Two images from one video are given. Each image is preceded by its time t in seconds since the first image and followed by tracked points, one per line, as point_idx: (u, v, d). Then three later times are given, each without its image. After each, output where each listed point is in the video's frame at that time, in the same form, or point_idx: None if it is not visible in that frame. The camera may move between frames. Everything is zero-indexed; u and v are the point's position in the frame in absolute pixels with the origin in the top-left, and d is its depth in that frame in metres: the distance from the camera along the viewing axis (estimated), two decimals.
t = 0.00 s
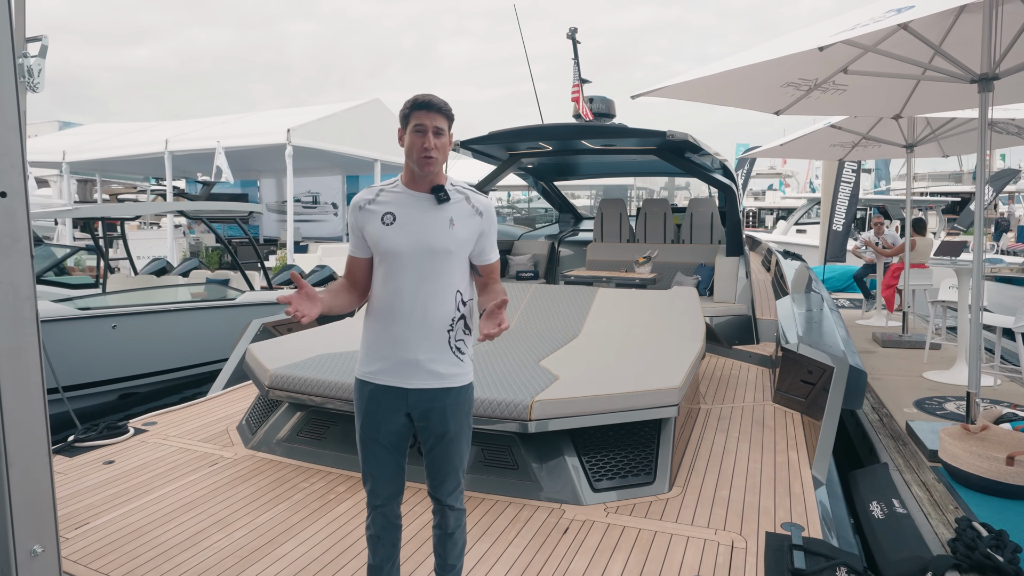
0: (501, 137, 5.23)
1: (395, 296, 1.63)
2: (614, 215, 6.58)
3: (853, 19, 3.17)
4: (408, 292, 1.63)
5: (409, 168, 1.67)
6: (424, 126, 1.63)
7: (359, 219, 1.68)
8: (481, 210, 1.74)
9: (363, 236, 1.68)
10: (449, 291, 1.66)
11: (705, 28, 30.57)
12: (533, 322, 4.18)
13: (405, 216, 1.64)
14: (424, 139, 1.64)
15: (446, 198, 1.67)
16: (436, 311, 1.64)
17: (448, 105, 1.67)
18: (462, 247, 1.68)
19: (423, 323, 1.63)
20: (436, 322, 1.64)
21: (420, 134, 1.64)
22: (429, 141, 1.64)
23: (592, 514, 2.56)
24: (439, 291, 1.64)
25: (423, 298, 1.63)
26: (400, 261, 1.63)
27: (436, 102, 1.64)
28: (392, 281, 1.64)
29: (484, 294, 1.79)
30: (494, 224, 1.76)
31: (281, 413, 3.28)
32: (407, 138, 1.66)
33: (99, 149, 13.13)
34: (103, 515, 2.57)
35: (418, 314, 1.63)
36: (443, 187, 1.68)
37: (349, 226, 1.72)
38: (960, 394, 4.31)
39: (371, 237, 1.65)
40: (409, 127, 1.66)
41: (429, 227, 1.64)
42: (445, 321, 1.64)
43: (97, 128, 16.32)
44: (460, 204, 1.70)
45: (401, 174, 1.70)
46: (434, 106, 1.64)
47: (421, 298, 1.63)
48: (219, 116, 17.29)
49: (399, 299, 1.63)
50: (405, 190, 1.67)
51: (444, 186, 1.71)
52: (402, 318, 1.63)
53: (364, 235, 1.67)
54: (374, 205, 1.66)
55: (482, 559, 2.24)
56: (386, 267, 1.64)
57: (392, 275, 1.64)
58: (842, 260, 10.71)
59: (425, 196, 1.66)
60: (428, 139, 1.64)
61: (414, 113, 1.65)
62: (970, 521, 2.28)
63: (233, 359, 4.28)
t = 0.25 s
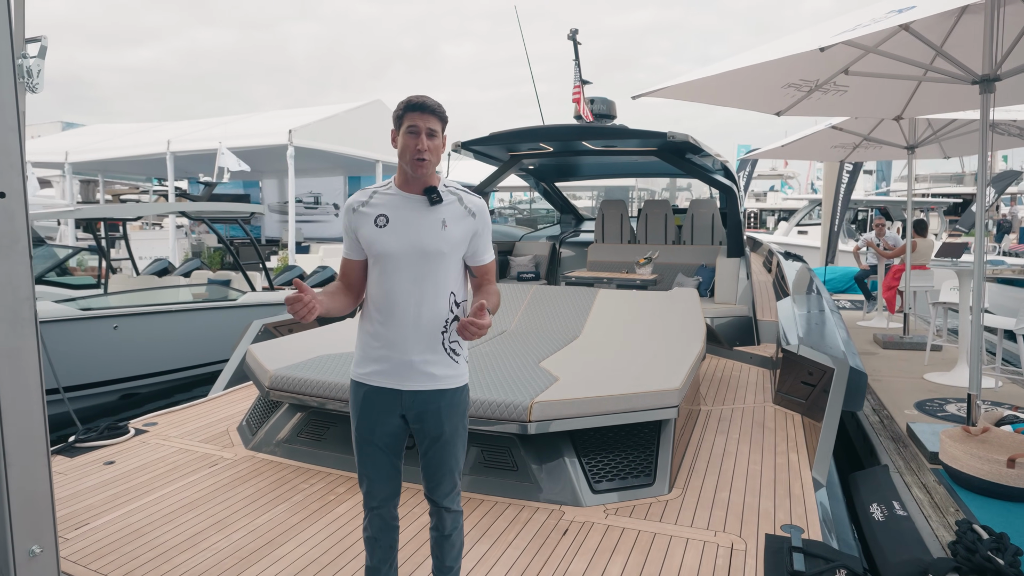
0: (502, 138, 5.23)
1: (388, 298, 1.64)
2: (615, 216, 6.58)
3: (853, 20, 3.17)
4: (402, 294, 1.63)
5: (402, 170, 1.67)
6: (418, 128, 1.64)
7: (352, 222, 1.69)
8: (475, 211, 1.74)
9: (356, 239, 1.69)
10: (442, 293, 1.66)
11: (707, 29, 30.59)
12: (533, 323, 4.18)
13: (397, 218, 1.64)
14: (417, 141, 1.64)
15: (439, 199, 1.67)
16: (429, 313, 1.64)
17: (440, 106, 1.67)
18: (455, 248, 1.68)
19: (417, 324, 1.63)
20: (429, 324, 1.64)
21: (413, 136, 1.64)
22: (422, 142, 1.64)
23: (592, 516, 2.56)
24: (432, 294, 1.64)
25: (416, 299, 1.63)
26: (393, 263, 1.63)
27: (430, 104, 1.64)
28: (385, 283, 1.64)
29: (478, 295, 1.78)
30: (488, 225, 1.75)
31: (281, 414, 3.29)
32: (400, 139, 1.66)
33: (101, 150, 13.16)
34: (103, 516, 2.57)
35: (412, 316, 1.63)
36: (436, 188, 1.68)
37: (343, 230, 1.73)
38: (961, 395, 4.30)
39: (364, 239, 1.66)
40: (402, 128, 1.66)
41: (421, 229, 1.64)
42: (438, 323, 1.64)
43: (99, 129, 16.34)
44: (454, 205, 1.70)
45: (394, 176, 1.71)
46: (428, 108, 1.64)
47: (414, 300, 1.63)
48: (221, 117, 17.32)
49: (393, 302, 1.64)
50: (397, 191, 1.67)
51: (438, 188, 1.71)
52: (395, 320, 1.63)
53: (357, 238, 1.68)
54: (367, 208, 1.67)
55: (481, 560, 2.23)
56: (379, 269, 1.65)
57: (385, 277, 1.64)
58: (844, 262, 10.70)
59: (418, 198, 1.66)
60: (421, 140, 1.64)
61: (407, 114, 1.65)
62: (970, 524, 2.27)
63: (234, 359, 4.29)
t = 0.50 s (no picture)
0: (508, 140, 5.23)
1: (387, 301, 1.64)
2: (622, 218, 6.57)
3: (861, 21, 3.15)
4: (401, 296, 1.64)
5: (402, 172, 1.67)
6: (419, 131, 1.64)
7: (352, 224, 1.70)
8: (474, 213, 1.72)
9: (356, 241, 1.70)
10: (441, 297, 1.65)
11: (714, 31, 30.53)
12: (538, 324, 4.18)
13: (396, 221, 1.64)
14: (418, 143, 1.64)
15: (437, 202, 1.66)
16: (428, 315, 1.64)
17: (441, 109, 1.68)
18: (454, 250, 1.67)
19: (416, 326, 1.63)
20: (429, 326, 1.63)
21: (415, 139, 1.64)
22: (424, 145, 1.64)
23: (596, 519, 2.55)
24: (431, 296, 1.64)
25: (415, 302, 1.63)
26: (391, 266, 1.64)
27: (431, 107, 1.65)
28: (384, 286, 1.65)
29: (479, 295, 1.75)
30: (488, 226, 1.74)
31: (287, 416, 3.30)
32: (401, 142, 1.66)
33: (111, 152, 13.27)
34: (108, 516, 2.58)
35: (410, 318, 1.63)
36: (434, 191, 1.67)
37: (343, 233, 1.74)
38: (971, 399, 4.26)
39: (363, 242, 1.67)
40: (403, 130, 1.67)
41: (420, 231, 1.64)
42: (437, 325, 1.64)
43: (109, 132, 16.47)
44: (452, 208, 1.69)
45: (395, 178, 1.71)
46: (429, 110, 1.64)
47: (413, 302, 1.63)
48: (230, 120, 17.42)
49: (392, 304, 1.64)
50: (396, 194, 1.67)
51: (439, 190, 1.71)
52: (394, 322, 1.64)
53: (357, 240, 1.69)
54: (367, 211, 1.67)
55: (484, 563, 2.23)
56: (379, 272, 1.65)
57: (384, 280, 1.65)
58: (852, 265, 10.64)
59: (417, 200, 1.66)
60: (421, 143, 1.64)
61: (409, 117, 1.65)
62: (979, 529, 2.23)
63: (240, 361, 4.31)
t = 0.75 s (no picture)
0: (516, 142, 5.23)
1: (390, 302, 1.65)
2: (631, 220, 6.55)
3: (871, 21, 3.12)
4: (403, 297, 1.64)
5: (403, 173, 1.68)
6: (418, 131, 1.64)
7: (355, 225, 1.71)
8: (476, 214, 1.72)
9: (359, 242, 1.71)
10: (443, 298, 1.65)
11: (724, 33, 30.40)
12: (546, 326, 4.17)
13: (398, 222, 1.65)
14: (417, 144, 1.64)
15: (439, 203, 1.66)
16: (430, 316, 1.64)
17: (440, 109, 1.69)
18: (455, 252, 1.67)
19: (418, 327, 1.63)
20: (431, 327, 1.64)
21: (414, 139, 1.65)
22: (423, 145, 1.64)
23: (603, 521, 2.54)
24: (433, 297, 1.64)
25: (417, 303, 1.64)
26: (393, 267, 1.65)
27: (430, 108, 1.66)
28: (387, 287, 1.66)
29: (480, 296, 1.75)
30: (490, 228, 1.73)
31: (295, 417, 3.31)
32: (401, 142, 1.66)
33: (124, 154, 13.40)
34: (117, 516, 2.60)
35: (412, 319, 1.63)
36: (436, 193, 1.67)
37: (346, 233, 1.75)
38: (984, 403, 4.21)
39: (366, 243, 1.68)
40: (403, 131, 1.67)
41: (421, 233, 1.64)
42: (439, 326, 1.65)
43: (122, 134, 16.63)
44: (453, 209, 1.69)
45: (395, 180, 1.71)
46: (429, 110, 1.66)
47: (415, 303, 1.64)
48: (241, 122, 17.57)
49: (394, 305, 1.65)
50: (398, 195, 1.68)
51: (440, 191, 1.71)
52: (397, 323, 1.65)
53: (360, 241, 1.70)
54: (369, 212, 1.68)
55: (490, 565, 2.23)
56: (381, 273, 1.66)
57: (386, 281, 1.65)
58: (864, 267, 10.54)
59: (418, 202, 1.66)
60: (421, 142, 1.64)
61: (408, 118, 1.67)
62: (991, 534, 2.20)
63: (249, 362, 4.33)
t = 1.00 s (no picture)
0: (526, 143, 5.23)
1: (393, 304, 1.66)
2: (641, 222, 6.51)
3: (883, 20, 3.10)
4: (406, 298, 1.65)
5: (407, 174, 1.69)
6: (423, 133, 1.65)
7: (360, 226, 1.72)
8: (480, 216, 1.72)
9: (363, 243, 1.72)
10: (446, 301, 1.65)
11: (735, 33, 30.25)
12: (556, 328, 4.17)
13: (402, 224, 1.66)
14: (422, 146, 1.65)
15: (442, 205, 1.67)
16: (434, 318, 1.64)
17: (447, 111, 1.68)
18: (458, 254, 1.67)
19: (421, 329, 1.64)
20: (434, 329, 1.64)
21: (418, 141, 1.66)
22: (427, 148, 1.65)
23: (611, 524, 2.53)
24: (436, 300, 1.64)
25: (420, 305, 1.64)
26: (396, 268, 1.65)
27: (435, 110, 1.65)
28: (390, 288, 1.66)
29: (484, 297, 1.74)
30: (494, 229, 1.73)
31: (304, 417, 3.33)
32: (406, 144, 1.67)
33: (138, 157, 13.55)
34: (128, 515, 2.63)
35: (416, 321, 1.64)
36: (440, 194, 1.68)
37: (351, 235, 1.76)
38: (999, 406, 4.15)
39: (370, 244, 1.69)
40: (409, 133, 1.68)
41: (424, 235, 1.65)
42: (444, 329, 1.65)
43: (137, 137, 16.83)
44: (457, 210, 1.69)
45: (401, 180, 1.72)
46: (434, 113, 1.65)
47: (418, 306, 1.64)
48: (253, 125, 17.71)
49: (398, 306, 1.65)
50: (403, 197, 1.69)
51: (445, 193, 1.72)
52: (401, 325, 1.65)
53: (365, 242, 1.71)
54: (373, 213, 1.69)
55: (497, 567, 2.23)
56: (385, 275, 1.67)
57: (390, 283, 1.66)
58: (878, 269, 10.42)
59: (423, 203, 1.67)
60: (425, 145, 1.65)
61: (413, 119, 1.66)
62: (1006, 540, 2.17)
63: (260, 363, 4.37)
